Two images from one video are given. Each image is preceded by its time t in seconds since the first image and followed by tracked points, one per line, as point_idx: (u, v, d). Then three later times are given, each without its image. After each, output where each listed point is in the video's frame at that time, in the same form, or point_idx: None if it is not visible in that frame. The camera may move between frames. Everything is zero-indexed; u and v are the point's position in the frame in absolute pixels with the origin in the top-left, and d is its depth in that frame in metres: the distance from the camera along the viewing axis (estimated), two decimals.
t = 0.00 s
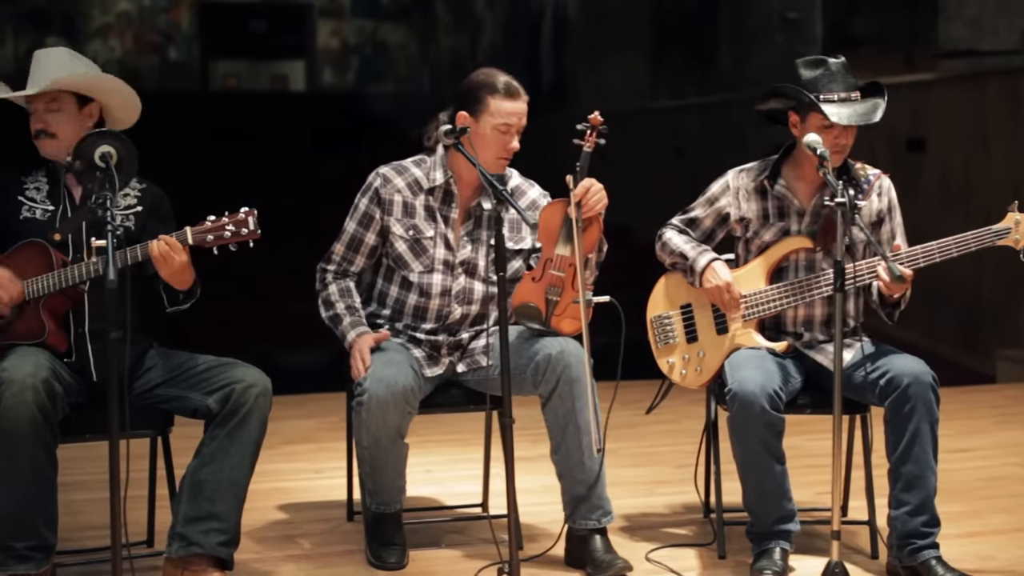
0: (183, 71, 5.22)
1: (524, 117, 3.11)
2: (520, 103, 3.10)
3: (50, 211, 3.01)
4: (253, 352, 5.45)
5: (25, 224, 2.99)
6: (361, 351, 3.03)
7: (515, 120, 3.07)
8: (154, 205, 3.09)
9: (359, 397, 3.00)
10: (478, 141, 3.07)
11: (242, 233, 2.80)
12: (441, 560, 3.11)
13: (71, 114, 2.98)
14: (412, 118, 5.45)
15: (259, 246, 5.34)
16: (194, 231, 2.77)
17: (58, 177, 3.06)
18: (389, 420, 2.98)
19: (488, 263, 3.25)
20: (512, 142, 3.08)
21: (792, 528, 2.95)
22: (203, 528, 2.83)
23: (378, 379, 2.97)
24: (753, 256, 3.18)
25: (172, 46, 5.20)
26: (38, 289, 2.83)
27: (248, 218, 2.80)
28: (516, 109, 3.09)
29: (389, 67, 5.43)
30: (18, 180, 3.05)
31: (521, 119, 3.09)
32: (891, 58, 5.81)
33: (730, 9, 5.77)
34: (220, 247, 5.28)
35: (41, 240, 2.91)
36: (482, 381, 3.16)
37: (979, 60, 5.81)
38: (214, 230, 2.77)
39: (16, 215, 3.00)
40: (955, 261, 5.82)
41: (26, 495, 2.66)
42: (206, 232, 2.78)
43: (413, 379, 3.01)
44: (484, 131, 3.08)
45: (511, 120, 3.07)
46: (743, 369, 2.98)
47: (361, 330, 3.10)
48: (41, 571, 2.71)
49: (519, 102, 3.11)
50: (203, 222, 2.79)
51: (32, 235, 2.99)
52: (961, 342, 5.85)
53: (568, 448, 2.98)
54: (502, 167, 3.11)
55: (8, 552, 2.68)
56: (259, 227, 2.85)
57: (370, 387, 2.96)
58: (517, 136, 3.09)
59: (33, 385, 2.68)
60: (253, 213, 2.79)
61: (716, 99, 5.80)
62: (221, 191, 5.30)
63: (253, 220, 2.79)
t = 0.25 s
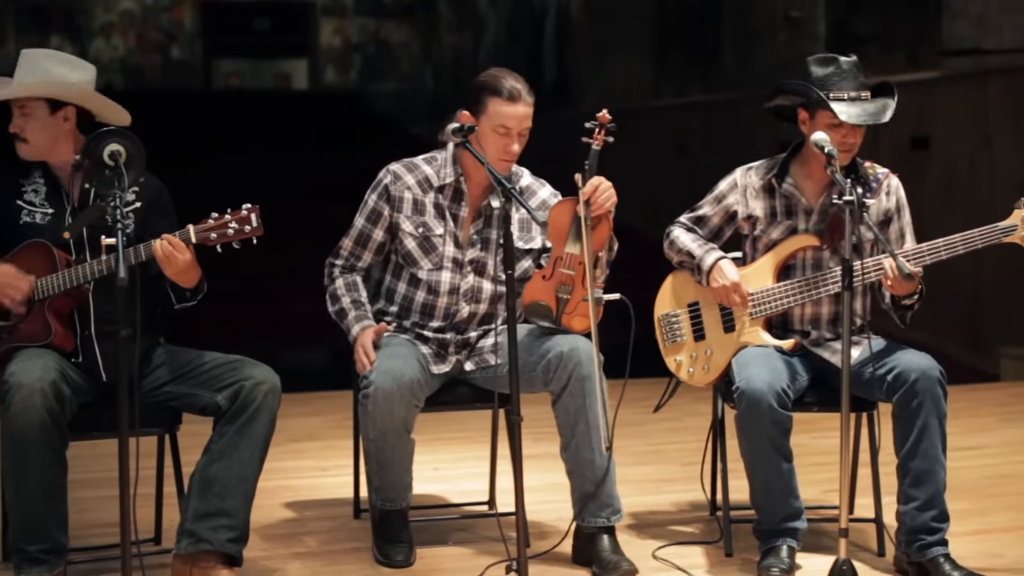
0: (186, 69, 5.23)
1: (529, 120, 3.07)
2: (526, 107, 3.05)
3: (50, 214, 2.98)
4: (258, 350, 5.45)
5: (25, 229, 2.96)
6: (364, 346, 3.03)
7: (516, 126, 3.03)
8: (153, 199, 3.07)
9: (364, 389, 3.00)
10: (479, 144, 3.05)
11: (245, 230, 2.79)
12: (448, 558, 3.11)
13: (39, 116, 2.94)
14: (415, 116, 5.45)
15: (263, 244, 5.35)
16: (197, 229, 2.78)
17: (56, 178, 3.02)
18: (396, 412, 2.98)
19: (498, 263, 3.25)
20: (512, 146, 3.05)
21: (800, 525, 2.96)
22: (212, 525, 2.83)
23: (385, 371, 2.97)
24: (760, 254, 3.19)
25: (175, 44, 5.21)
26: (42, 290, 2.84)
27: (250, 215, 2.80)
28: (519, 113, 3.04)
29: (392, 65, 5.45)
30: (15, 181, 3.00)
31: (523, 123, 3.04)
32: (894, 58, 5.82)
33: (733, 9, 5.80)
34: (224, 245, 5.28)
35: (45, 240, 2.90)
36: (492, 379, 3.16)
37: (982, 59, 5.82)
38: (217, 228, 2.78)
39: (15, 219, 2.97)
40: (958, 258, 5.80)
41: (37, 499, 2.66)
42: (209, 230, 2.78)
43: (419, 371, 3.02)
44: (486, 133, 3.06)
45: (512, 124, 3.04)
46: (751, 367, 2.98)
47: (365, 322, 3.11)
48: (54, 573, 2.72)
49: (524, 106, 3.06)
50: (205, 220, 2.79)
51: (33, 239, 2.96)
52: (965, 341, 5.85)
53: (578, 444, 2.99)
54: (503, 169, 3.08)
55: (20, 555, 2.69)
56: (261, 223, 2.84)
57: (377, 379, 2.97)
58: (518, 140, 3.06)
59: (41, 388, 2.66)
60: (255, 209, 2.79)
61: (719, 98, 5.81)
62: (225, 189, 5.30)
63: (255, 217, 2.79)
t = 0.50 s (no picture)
0: (188, 69, 5.22)
1: (531, 122, 3.06)
2: (528, 111, 3.04)
3: (50, 219, 2.95)
4: (263, 349, 5.46)
5: (26, 235, 2.93)
6: (379, 350, 3.05)
7: (516, 129, 3.03)
8: (154, 200, 3.05)
9: (376, 396, 3.01)
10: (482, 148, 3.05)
11: (247, 225, 2.80)
12: (457, 557, 3.12)
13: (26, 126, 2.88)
14: (418, 116, 5.46)
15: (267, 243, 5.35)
16: (200, 227, 2.78)
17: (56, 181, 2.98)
18: (407, 418, 2.99)
19: (507, 263, 3.26)
20: (513, 149, 3.05)
21: (807, 524, 2.96)
22: (219, 525, 2.83)
23: (396, 378, 2.98)
24: (767, 254, 3.19)
25: (177, 43, 5.20)
26: (46, 292, 2.84)
27: (252, 210, 2.81)
28: (521, 115, 3.03)
29: (394, 64, 5.45)
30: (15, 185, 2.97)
31: (525, 125, 3.04)
32: (897, 57, 5.81)
33: (735, 9, 5.79)
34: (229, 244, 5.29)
35: (47, 243, 2.90)
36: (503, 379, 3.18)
37: (985, 58, 5.81)
38: (219, 224, 2.78)
39: (15, 225, 2.94)
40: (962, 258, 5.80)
41: (49, 504, 2.67)
42: (212, 227, 2.78)
43: (430, 378, 3.02)
44: (489, 135, 3.06)
45: (510, 126, 3.03)
46: (759, 366, 2.98)
47: (380, 327, 3.11)
48: None
49: (526, 108, 3.05)
50: (207, 217, 2.79)
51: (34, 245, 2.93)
52: (969, 340, 5.86)
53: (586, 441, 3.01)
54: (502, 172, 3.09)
55: (33, 559, 2.70)
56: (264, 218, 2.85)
57: (388, 387, 2.98)
58: (519, 143, 3.05)
59: (49, 395, 2.67)
60: (257, 204, 2.79)
61: (722, 97, 5.81)
62: (228, 188, 5.30)
63: (257, 212, 2.80)
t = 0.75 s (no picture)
0: (194, 69, 5.24)
1: (541, 125, 3.06)
2: (537, 112, 3.04)
3: (61, 221, 2.95)
4: (270, 349, 5.47)
5: (37, 237, 2.94)
6: (386, 348, 3.02)
7: (525, 131, 3.03)
8: (165, 202, 3.06)
9: (388, 393, 3.02)
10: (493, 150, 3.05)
11: (259, 231, 2.78)
12: (467, 556, 3.12)
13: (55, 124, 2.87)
14: (424, 116, 5.48)
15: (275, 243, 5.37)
16: (212, 231, 2.76)
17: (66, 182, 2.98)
18: (421, 416, 3.00)
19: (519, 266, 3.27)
20: (522, 151, 3.05)
21: (818, 524, 2.96)
22: (232, 524, 2.84)
23: (410, 376, 2.99)
24: (778, 254, 3.20)
25: (183, 43, 5.22)
26: (58, 294, 2.84)
27: (264, 215, 2.78)
28: (532, 118, 3.04)
29: (400, 65, 5.46)
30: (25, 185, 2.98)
31: (535, 127, 3.04)
32: (904, 57, 5.81)
33: (741, 9, 5.79)
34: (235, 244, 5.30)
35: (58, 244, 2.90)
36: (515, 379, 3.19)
37: (992, 59, 5.81)
38: (230, 229, 2.77)
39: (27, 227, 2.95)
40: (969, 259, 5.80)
41: (62, 507, 2.68)
42: (223, 232, 2.77)
43: (444, 377, 3.03)
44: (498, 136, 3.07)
45: (519, 127, 3.03)
46: (770, 366, 2.99)
47: (384, 325, 3.11)
48: None
49: (538, 111, 3.05)
50: (218, 222, 2.78)
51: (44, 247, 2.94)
52: (975, 341, 5.86)
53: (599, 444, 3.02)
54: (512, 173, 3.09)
55: (46, 560, 2.72)
56: (276, 222, 2.82)
57: (402, 385, 2.98)
58: (528, 144, 3.05)
59: (64, 397, 2.68)
60: (269, 210, 2.78)
61: (729, 97, 5.81)
62: (235, 188, 5.31)
63: (269, 218, 2.77)
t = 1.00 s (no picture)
0: (197, 69, 5.25)
1: (531, 105, 3.12)
2: (529, 91, 3.12)
3: (76, 221, 2.95)
4: (276, 348, 5.48)
5: (49, 235, 2.94)
6: (405, 347, 3.05)
7: (512, 108, 3.10)
8: (179, 206, 3.07)
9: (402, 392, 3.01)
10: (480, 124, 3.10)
11: (271, 232, 2.80)
12: (476, 555, 3.13)
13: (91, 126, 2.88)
14: (428, 115, 5.47)
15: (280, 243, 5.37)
16: (224, 233, 2.76)
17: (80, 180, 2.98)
18: (434, 416, 3.00)
19: (527, 257, 3.26)
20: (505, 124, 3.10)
21: (826, 523, 2.96)
22: (240, 524, 2.85)
23: (423, 375, 2.98)
24: (787, 253, 3.21)
25: (186, 43, 5.23)
26: (67, 293, 2.84)
27: (275, 216, 2.81)
28: (522, 94, 3.11)
29: (403, 65, 5.46)
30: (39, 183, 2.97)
31: (522, 102, 3.10)
32: (909, 56, 5.81)
33: (744, 10, 5.81)
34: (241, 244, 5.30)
35: (70, 242, 2.91)
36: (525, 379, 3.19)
37: (998, 58, 5.80)
38: (242, 230, 2.78)
39: (41, 225, 2.95)
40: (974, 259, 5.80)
41: (72, 504, 2.68)
42: (235, 232, 2.78)
43: (458, 377, 3.02)
44: (487, 112, 3.14)
45: (510, 106, 3.10)
46: (779, 365, 2.99)
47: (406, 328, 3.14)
48: None
49: (530, 90, 3.13)
50: (229, 223, 2.78)
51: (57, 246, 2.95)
52: (980, 340, 5.86)
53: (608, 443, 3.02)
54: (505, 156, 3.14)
55: (56, 557, 2.72)
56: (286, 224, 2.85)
57: (415, 383, 2.98)
58: (513, 118, 3.10)
59: (74, 394, 2.68)
60: (281, 210, 2.80)
61: (732, 97, 5.83)
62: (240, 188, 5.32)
63: (281, 218, 2.80)
